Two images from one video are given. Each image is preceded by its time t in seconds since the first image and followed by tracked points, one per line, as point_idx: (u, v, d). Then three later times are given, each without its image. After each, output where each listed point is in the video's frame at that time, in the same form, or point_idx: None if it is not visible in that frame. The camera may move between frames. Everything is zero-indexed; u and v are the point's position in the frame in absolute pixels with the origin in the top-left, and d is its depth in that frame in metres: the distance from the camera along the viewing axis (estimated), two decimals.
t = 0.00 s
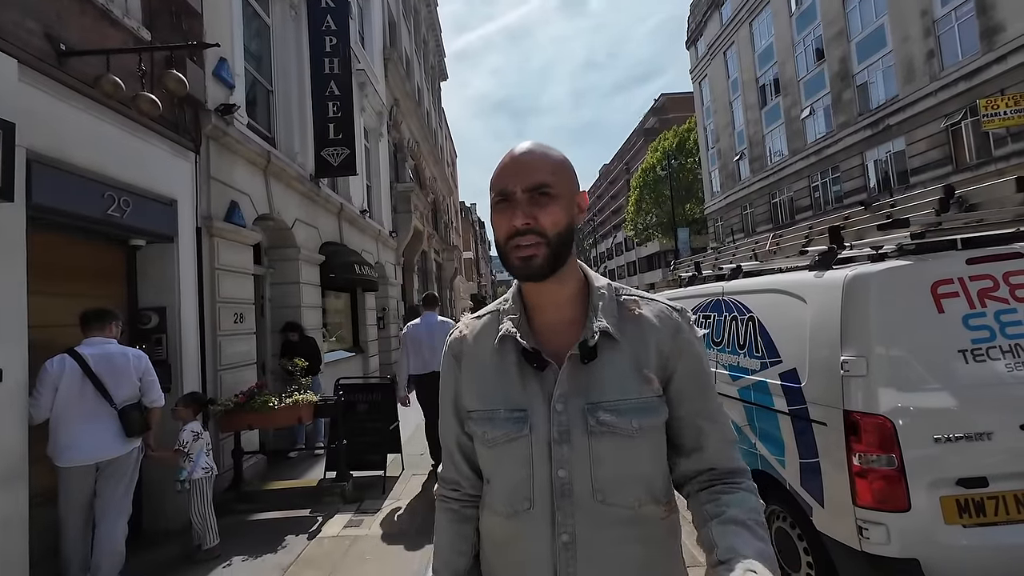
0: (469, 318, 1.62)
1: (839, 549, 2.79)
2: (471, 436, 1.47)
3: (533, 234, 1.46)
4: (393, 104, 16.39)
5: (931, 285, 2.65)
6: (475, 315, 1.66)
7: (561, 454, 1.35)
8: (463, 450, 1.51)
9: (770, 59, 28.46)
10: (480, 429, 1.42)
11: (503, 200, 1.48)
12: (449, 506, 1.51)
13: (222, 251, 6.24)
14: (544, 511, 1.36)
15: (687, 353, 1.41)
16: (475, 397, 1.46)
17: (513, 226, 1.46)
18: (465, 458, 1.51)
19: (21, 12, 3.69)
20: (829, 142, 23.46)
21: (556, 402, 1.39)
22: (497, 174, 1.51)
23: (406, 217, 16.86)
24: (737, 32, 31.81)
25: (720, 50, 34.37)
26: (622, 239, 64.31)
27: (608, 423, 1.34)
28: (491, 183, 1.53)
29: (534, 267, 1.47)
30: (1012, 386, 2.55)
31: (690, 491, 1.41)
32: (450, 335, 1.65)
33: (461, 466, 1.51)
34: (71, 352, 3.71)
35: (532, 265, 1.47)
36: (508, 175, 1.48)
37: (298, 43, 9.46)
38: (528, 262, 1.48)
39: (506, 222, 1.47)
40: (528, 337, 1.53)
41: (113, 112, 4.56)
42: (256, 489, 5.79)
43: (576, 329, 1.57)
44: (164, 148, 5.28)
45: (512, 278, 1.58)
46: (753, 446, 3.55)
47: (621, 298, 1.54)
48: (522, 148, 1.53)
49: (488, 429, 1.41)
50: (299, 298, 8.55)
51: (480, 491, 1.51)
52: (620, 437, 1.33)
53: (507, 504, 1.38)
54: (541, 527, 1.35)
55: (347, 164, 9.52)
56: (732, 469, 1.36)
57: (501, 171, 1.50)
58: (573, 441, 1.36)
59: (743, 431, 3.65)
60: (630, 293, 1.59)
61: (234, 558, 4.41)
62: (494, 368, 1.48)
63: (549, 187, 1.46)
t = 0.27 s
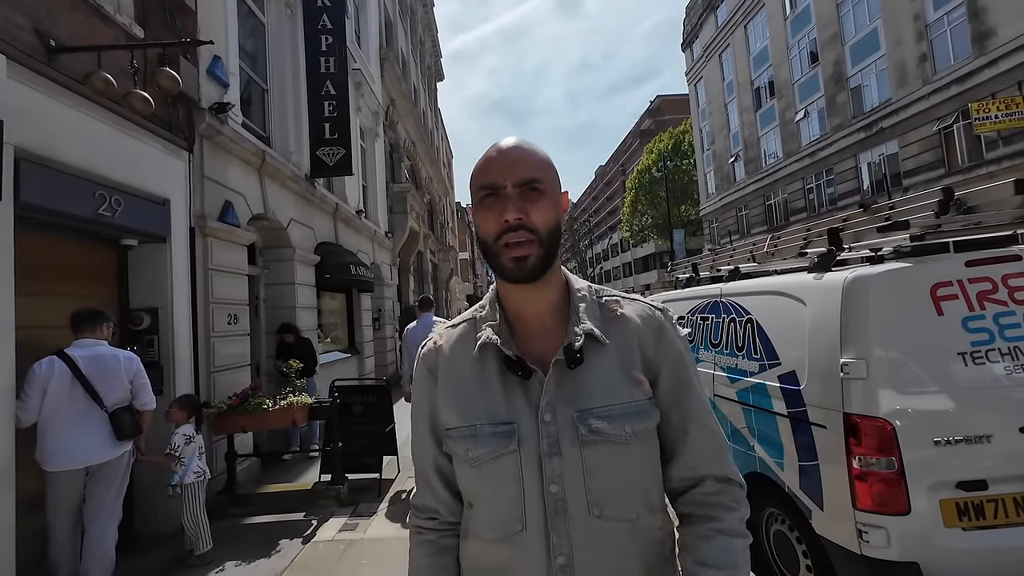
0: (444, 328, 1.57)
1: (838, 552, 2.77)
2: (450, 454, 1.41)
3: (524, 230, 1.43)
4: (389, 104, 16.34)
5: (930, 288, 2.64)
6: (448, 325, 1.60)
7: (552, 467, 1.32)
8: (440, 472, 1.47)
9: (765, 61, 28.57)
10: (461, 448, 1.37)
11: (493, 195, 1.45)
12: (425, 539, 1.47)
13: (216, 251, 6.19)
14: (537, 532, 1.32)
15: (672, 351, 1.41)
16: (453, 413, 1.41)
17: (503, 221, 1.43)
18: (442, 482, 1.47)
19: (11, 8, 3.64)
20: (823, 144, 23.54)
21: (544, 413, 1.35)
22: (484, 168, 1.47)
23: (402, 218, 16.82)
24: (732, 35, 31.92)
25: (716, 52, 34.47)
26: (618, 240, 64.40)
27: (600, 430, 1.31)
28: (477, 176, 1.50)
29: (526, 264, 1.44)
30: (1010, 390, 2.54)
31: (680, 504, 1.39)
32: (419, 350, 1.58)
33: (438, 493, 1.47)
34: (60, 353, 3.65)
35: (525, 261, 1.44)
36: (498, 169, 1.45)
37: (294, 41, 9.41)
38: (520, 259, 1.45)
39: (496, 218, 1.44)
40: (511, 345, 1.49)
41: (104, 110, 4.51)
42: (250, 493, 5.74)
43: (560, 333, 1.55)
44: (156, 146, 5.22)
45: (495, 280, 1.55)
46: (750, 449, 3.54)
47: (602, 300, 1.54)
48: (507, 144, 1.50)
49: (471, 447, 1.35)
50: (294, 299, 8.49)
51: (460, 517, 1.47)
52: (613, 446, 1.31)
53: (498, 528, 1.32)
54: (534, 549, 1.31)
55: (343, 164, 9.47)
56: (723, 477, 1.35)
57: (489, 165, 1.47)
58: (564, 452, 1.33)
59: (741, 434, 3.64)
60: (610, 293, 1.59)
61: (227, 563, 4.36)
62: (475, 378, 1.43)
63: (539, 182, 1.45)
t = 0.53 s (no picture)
0: (407, 335, 1.46)
1: (838, 553, 2.74)
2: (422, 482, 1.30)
3: (476, 230, 1.39)
4: (384, 104, 16.30)
5: (929, 288, 2.63)
6: (411, 332, 1.49)
7: (546, 486, 1.27)
8: (407, 502, 1.35)
9: (758, 63, 28.73)
10: (440, 476, 1.26)
11: (443, 194, 1.41)
12: None
13: (207, 250, 6.12)
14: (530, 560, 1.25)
15: (655, 354, 1.47)
16: (430, 436, 1.29)
17: (453, 224, 1.40)
18: (410, 515, 1.36)
19: None
20: (815, 147, 23.69)
21: (534, 427, 1.30)
22: (439, 168, 1.44)
23: (396, 218, 16.77)
24: (725, 38, 32.07)
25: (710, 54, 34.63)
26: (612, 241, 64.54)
27: (596, 441, 1.31)
28: (434, 175, 1.46)
29: (477, 265, 1.40)
30: (1006, 390, 2.53)
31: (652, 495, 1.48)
32: (375, 363, 1.44)
33: (403, 528, 1.35)
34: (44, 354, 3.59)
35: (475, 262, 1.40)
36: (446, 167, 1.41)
37: (287, 39, 9.35)
38: (471, 260, 1.40)
39: (447, 218, 1.40)
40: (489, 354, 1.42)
41: (93, 106, 4.45)
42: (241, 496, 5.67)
43: (539, 336, 1.53)
44: (146, 142, 5.16)
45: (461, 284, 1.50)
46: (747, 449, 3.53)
47: (581, 300, 1.57)
48: (471, 129, 1.47)
49: (455, 474, 1.25)
50: (286, 299, 8.43)
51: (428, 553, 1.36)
52: (608, 456, 1.31)
53: (485, 560, 1.23)
54: None
55: (337, 163, 9.42)
56: (694, 469, 1.46)
57: (439, 163, 1.44)
58: (557, 469, 1.29)
59: (738, 435, 3.63)
60: (587, 293, 1.63)
61: (219, 568, 4.29)
62: (453, 392, 1.34)
63: (490, 177, 1.40)
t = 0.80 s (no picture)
0: (396, 330, 1.44)
1: (830, 553, 2.78)
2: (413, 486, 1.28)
3: (468, 226, 1.40)
4: (378, 104, 16.27)
5: (920, 289, 2.66)
6: (398, 328, 1.46)
7: (538, 490, 1.27)
8: (401, 508, 1.30)
9: (751, 66, 28.89)
10: (432, 480, 1.24)
11: (436, 188, 1.42)
12: None
13: (198, 250, 6.09)
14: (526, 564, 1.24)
15: (640, 353, 1.53)
16: (424, 439, 1.27)
17: (446, 218, 1.41)
18: (391, 526, 1.29)
19: None
20: (806, 150, 23.86)
21: (526, 429, 1.30)
22: (431, 163, 1.45)
23: (390, 219, 16.74)
24: (718, 41, 32.27)
25: (703, 56, 34.78)
26: (606, 243, 64.68)
27: (587, 442, 1.32)
28: (427, 169, 1.47)
29: (468, 262, 1.40)
30: (995, 392, 2.56)
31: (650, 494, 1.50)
32: (360, 362, 1.40)
33: (397, 534, 1.30)
34: (31, 356, 3.57)
35: (468, 258, 1.40)
36: (440, 162, 1.42)
37: (280, 38, 9.32)
38: (463, 256, 1.41)
39: (439, 212, 1.41)
40: (480, 353, 1.42)
41: (80, 104, 4.42)
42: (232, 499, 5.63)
43: (527, 338, 1.54)
44: (135, 141, 5.13)
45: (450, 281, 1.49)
46: (742, 450, 3.55)
47: (568, 300, 1.59)
48: (466, 121, 1.47)
49: (448, 479, 1.23)
50: (279, 299, 8.38)
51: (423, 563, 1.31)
52: (599, 457, 1.32)
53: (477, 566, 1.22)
54: None
55: (330, 163, 9.39)
56: (690, 465, 1.47)
57: (432, 157, 1.45)
58: (549, 471, 1.29)
59: (732, 435, 3.65)
60: (572, 293, 1.65)
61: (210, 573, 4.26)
62: (443, 393, 1.33)
63: (485, 172, 1.41)
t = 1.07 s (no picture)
0: (408, 326, 1.42)
1: (823, 552, 2.80)
2: (430, 484, 1.26)
3: (498, 217, 1.43)
4: (373, 105, 16.26)
5: (912, 290, 2.68)
6: (410, 324, 1.45)
7: (555, 483, 1.29)
8: (421, 507, 1.27)
9: (744, 68, 29.04)
10: (453, 476, 1.23)
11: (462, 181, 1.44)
12: None
13: (191, 250, 6.07)
14: (544, 557, 1.26)
15: (640, 352, 1.58)
16: (443, 436, 1.26)
17: (476, 209, 1.42)
18: (406, 527, 1.26)
19: None
20: (799, 152, 24.00)
21: (540, 424, 1.32)
22: (454, 156, 1.45)
23: (385, 219, 16.72)
24: (712, 43, 32.42)
25: (697, 58, 34.93)
26: (601, 244, 64.80)
27: (598, 436, 1.35)
28: (447, 163, 1.47)
29: (501, 251, 1.43)
30: (985, 392, 2.58)
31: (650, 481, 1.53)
32: (371, 357, 1.37)
33: (417, 532, 1.27)
34: (19, 357, 3.55)
35: (500, 247, 1.43)
36: (467, 155, 1.44)
37: (275, 38, 9.30)
38: (495, 245, 1.43)
39: (469, 204, 1.43)
40: (495, 348, 1.43)
41: (70, 102, 4.40)
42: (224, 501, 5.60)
43: (537, 333, 1.57)
44: (127, 140, 5.11)
45: (466, 275, 1.50)
46: (736, 450, 3.57)
47: (574, 300, 1.63)
48: (484, 119, 1.51)
49: (470, 474, 1.23)
50: (273, 300, 8.35)
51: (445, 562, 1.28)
52: (609, 451, 1.35)
53: (496, 561, 1.22)
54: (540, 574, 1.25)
55: (325, 164, 9.37)
56: (685, 455, 1.53)
57: (456, 152, 1.46)
58: (563, 465, 1.31)
59: (727, 435, 3.67)
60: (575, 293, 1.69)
61: None
62: (461, 391, 1.32)
63: (512, 166, 1.46)
